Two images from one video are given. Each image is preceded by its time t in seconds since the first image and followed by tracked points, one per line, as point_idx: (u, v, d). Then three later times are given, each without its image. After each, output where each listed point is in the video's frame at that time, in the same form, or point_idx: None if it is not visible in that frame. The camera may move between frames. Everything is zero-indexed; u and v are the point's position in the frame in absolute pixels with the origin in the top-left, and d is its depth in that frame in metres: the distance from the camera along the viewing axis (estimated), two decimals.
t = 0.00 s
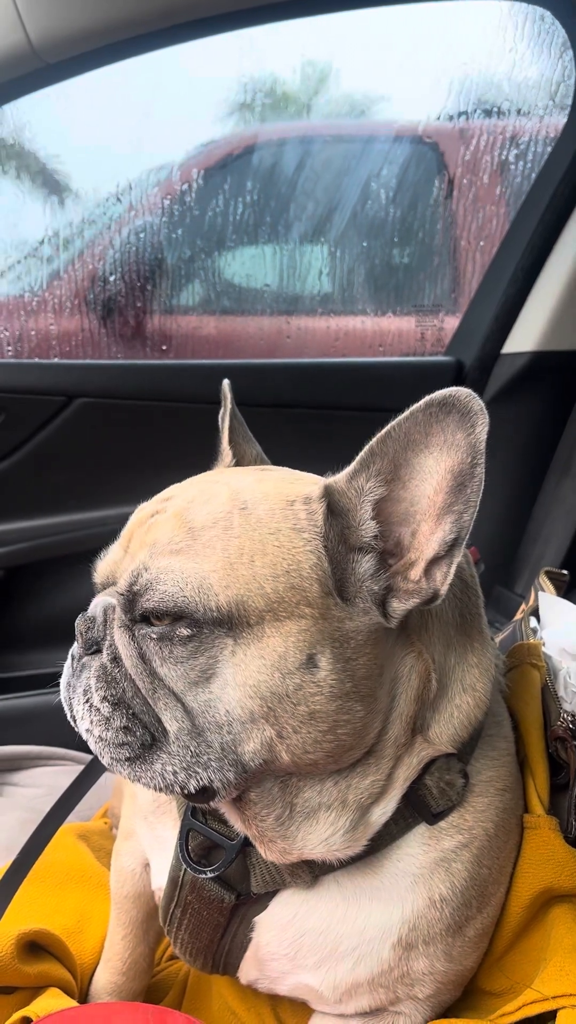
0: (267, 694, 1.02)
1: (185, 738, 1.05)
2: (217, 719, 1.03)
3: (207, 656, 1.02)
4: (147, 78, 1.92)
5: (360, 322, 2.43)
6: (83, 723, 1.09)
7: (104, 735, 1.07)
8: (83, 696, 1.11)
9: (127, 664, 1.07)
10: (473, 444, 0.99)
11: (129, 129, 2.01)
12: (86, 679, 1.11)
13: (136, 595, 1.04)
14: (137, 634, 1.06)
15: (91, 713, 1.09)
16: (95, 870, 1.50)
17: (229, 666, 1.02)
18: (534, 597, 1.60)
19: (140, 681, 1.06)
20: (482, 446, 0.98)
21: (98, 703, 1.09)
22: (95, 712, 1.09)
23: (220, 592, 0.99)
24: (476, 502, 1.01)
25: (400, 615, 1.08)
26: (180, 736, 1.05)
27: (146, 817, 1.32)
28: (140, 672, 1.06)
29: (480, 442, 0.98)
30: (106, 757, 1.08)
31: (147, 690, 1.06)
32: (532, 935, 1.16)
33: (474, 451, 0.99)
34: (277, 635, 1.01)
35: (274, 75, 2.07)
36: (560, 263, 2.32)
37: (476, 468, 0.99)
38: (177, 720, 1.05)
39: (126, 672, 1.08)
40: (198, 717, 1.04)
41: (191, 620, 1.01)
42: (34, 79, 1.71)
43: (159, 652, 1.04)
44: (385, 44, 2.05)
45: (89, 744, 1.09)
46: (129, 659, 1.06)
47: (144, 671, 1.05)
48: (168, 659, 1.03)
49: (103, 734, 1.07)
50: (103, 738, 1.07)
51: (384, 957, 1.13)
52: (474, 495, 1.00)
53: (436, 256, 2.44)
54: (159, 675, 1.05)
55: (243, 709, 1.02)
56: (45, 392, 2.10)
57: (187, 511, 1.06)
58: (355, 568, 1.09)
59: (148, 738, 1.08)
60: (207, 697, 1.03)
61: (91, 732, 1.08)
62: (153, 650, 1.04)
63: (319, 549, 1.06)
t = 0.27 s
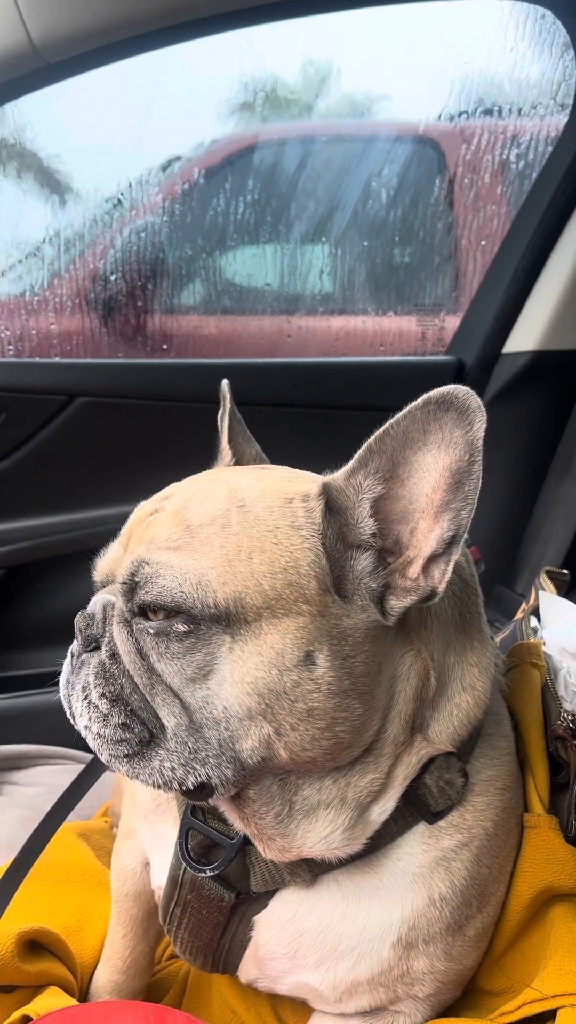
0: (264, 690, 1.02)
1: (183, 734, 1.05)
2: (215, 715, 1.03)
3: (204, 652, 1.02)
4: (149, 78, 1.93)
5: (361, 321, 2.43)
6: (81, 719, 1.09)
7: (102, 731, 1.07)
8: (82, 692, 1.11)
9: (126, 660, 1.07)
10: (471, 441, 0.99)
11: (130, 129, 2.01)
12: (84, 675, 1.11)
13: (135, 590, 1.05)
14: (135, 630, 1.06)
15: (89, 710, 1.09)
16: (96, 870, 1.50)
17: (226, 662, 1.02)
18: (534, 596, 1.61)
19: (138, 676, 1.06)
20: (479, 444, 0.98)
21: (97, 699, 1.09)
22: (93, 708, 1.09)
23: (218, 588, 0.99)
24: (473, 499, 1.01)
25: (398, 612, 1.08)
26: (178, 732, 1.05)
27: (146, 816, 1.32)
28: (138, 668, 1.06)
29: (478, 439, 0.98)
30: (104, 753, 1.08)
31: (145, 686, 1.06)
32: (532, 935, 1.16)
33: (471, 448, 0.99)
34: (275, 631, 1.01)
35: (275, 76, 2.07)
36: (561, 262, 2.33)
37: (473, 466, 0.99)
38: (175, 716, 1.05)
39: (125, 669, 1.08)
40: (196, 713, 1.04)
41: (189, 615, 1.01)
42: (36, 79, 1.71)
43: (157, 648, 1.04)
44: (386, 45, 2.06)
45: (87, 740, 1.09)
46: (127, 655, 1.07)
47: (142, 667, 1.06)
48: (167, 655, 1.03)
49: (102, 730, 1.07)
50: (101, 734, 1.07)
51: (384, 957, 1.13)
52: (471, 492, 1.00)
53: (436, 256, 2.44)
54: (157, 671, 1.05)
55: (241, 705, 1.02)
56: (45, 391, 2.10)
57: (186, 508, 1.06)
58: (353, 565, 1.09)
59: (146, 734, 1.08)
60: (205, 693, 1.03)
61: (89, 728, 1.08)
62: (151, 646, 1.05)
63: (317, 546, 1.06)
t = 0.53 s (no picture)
0: (264, 686, 1.02)
1: (184, 729, 1.05)
2: (215, 710, 1.03)
3: (204, 647, 1.02)
4: (151, 76, 1.93)
5: (363, 321, 2.43)
6: (82, 713, 1.09)
7: (103, 725, 1.07)
8: (82, 687, 1.11)
9: (126, 655, 1.07)
10: (471, 437, 0.99)
11: (132, 128, 2.02)
12: (85, 670, 1.11)
13: (136, 585, 1.05)
14: (135, 625, 1.06)
15: (89, 704, 1.09)
16: (99, 869, 1.50)
17: (227, 657, 1.02)
18: (536, 595, 1.60)
19: (139, 671, 1.06)
20: (479, 440, 0.98)
21: (97, 694, 1.08)
22: (94, 703, 1.08)
23: (219, 583, 0.99)
24: (473, 495, 1.00)
25: (399, 608, 1.08)
26: (178, 727, 1.05)
27: (148, 814, 1.32)
28: (139, 662, 1.06)
29: (478, 434, 0.98)
30: (105, 748, 1.07)
31: (145, 681, 1.06)
32: (534, 934, 1.16)
33: (472, 444, 0.99)
34: (275, 626, 1.01)
35: (277, 76, 2.07)
36: (563, 261, 2.32)
37: (474, 461, 0.99)
38: (175, 711, 1.05)
39: (125, 663, 1.08)
40: (196, 708, 1.04)
41: (190, 610, 1.01)
42: (38, 78, 1.71)
43: (157, 642, 1.04)
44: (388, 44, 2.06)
45: (88, 734, 1.09)
46: (128, 650, 1.07)
47: (143, 662, 1.06)
48: (167, 650, 1.03)
49: (102, 725, 1.07)
50: (101, 728, 1.07)
51: (386, 956, 1.13)
52: (471, 488, 1.00)
53: (439, 255, 2.44)
54: (157, 666, 1.05)
55: (241, 700, 1.02)
56: (47, 390, 2.10)
57: (187, 504, 1.06)
58: (354, 561, 1.09)
59: (147, 729, 1.07)
60: (206, 688, 1.03)
61: (90, 722, 1.08)
62: (151, 640, 1.05)
63: (318, 541, 1.06)
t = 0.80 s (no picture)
0: (267, 683, 1.02)
1: (185, 726, 1.05)
2: (217, 707, 1.03)
3: (207, 644, 1.02)
4: (152, 76, 1.92)
5: (364, 320, 2.43)
6: (83, 709, 1.09)
7: (104, 721, 1.07)
8: (84, 682, 1.11)
9: (129, 651, 1.07)
10: (474, 435, 0.99)
11: (134, 127, 2.01)
12: (87, 666, 1.11)
13: (139, 581, 1.05)
14: (138, 621, 1.06)
15: (91, 700, 1.09)
16: (101, 868, 1.50)
17: (229, 654, 1.02)
18: (538, 595, 1.60)
19: (141, 667, 1.06)
20: (483, 438, 0.98)
21: (99, 690, 1.08)
22: (95, 699, 1.08)
23: (221, 579, 0.99)
24: (477, 494, 1.00)
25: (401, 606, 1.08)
26: (180, 724, 1.05)
27: (151, 814, 1.31)
28: (141, 659, 1.06)
29: (482, 432, 0.98)
30: (106, 744, 1.07)
31: (147, 677, 1.06)
32: (536, 934, 1.16)
33: (475, 442, 0.99)
34: (278, 624, 1.01)
35: (279, 76, 2.07)
36: (565, 261, 2.32)
37: (477, 460, 0.99)
38: (177, 708, 1.05)
39: (127, 660, 1.08)
40: (198, 706, 1.04)
41: (193, 606, 1.01)
42: (40, 77, 1.71)
43: (160, 639, 1.04)
44: (390, 43, 2.06)
45: (89, 730, 1.09)
46: (130, 646, 1.07)
47: (145, 659, 1.06)
48: (170, 646, 1.03)
49: (103, 721, 1.07)
50: (103, 724, 1.07)
51: (388, 956, 1.13)
52: (475, 486, 1.00)
53: (440, 255, 2.44)
54: (160, 663, 1.05)
55: (243, 698, 1.02)
56: (49, 389, 2.10)
57: (191, 501, 1.06)
58: (356, 559, 1.08)
59: (148, 726, 1.08)
60: (208, 686, 1.03)
61: (92, 718, 1.08)
62: (153, 636, 1.05)
63: (321, 539, 1.06)
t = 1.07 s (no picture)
0: (268, 682, 1.02)
1: (186, 724, 1.05)
2: (218, 705, 1.03)
3: (209, 643, 1.02)
4: (153, 75, 1.92)
5: (365, 320, 2.43)
6: (85, 707, 1.09)
7: (106, 718, 1.07)
8: (86, 680, 1.11)
9: (130, 649, 1.07)
10: (477, 435, 0.99)
11: (135, 127, 2.01)
12: (89, 663, 1.11)
13: (141, 579, 1.05)
14: (140, 619, 1.06)
15: (93, 698, 1.09)
16: (101, 868, 1.50)
17: (230, 652, 1.02)
18: (539, 594, 1.60)
19: (143, 664, 1.06)
20: (485, 437, 0.98)
21: (100, 687, 1.09)
22: (97, 696, 1.09)
23: (223, 577, 0.99)
24: (479, 493, 1.00)
25: (403, 605, 1.08)
26: (181, 722, 1.05)
27: (152, 813, 1.32)
28: (143, 657, 1.06)
29: (484, 432, 0.97)
30: (107, 741, 1.07)
31: (149, 674, 1.06)
32: (536, 934, 1.16)
33: (477, 441, 0.98)
34: (280, 622, 1.01)
35: (279, 76, 2.07)
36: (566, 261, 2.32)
37: (479, 459, 0.99)
38: (179, 706, 1.05)
39: (129, 657, 1.08)
40: (199, 704, 1.04)
41: (195, 604, 1.01)
42: (41, 76, 1.71)
43: (162, 637, 1.04)
44: (391, 42, 2.06)
45: (91, 727, 1.09)
46: (132, 644, 1.07)
47: (147, 656, 1.06)
48: (171, 644, 1.03)
49: (105, 718, 1.07)
50: (104, 722, 1.07)
51: (390, 956, 1.13)
52: (477, 486, 1.00)
53: (441, 255, 2.44)
54: (161, 661, 1.05)
55: (244, 696, 1.02)
56: (50, 388, 2.10)
57: (193, 500, 1.06)
58: (358, 558, 1.08)
59: (149, 723, 1.08)
60: (209, 684, 1.03)
61: (93, 715, 1.08)
62: (155, 634, 1.05)
63: (323, 537, 1.06)
